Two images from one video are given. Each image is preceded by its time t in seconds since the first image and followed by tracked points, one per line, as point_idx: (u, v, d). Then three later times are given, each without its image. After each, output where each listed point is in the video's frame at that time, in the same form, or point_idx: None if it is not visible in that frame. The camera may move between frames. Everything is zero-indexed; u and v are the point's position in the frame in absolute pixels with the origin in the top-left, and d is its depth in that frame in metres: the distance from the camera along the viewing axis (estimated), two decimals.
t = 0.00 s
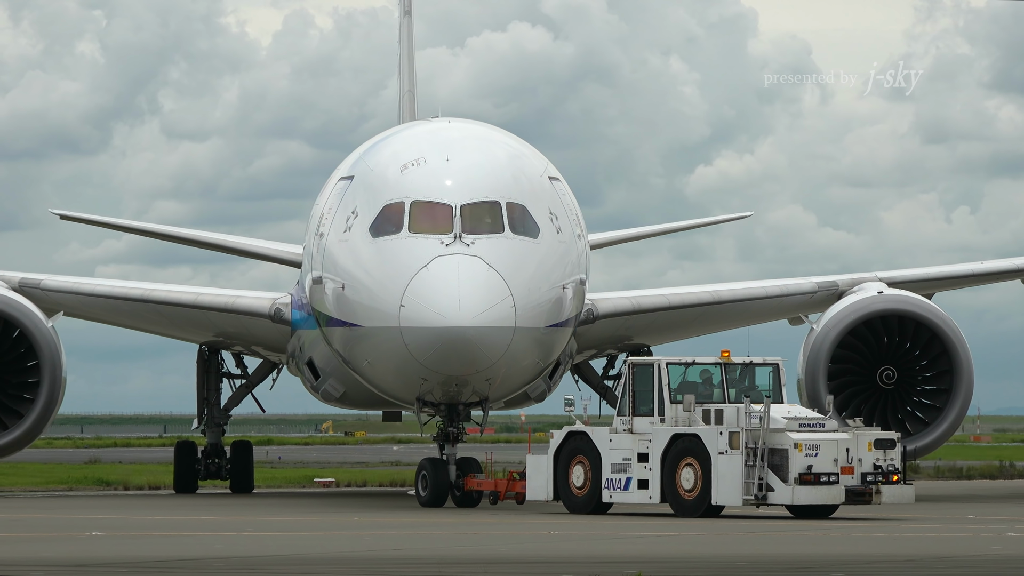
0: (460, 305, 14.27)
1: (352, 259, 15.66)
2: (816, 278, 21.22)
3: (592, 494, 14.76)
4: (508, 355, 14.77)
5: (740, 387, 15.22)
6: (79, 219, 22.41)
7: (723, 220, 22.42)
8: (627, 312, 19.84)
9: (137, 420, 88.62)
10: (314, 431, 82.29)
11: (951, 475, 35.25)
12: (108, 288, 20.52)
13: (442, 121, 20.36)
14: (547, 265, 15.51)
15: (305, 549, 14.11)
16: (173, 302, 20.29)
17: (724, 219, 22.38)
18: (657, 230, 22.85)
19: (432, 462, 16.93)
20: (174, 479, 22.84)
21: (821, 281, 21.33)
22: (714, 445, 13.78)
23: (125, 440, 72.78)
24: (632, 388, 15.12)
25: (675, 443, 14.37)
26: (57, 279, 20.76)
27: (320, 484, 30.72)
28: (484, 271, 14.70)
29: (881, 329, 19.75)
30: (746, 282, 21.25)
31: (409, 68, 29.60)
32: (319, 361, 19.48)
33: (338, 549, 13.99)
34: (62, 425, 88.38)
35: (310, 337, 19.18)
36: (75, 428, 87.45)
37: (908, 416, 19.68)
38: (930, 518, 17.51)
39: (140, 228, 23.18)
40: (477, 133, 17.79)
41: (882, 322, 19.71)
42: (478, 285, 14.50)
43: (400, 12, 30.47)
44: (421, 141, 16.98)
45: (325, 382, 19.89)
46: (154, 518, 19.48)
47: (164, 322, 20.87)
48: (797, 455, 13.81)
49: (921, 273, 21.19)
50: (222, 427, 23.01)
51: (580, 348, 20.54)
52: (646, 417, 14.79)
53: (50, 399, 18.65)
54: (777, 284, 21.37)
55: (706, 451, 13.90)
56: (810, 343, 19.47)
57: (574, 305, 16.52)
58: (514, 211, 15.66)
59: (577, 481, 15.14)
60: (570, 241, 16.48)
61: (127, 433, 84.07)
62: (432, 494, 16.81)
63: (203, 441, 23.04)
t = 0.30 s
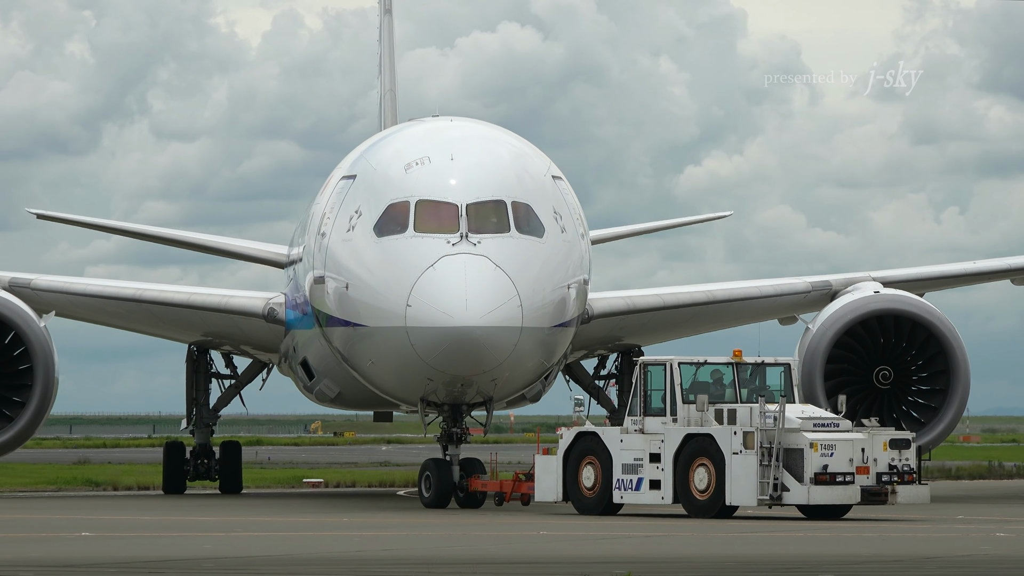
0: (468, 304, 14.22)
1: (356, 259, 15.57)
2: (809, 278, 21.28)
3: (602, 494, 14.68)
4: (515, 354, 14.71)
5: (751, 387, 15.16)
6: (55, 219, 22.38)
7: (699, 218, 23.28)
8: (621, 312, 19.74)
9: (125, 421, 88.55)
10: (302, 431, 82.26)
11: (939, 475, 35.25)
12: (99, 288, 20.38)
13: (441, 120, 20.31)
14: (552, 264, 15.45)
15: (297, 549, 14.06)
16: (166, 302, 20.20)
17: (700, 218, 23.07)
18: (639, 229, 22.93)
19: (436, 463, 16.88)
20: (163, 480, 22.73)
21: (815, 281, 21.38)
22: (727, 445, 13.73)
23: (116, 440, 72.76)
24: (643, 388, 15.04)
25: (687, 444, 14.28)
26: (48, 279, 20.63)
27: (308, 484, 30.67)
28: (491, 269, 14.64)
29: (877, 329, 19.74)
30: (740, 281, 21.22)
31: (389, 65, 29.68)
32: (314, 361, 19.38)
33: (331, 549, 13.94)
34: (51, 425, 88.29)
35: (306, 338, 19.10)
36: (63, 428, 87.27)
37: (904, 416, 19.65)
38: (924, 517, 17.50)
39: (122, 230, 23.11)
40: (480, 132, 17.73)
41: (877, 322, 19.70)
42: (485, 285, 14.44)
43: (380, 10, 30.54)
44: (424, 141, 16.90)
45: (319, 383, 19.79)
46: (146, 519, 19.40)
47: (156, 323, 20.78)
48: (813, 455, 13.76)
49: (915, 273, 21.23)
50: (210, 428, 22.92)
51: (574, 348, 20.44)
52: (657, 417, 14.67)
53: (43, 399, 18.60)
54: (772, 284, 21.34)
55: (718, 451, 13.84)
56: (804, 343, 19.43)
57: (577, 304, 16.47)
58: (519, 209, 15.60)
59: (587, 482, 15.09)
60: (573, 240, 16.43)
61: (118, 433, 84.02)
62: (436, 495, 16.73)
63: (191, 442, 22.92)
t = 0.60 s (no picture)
0: (478, 304, 14.17)
1: (362, 258, 15.49)
2: (804, 278, 21.32)
3: (616, 495, 14.55)
4: (524, 354, 14.66)
5: (766, 386, 15.08)
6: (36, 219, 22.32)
7: (678, 219, 23.89)
8: (619, 311, 19.66)
9: (118, 421, 88.48)
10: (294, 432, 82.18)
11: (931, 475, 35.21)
12: (93, 288, 20.29)
13: (444, 118, 20.24)
14: (560, 263, 15.39)
15: (294, 550, 14.01)
16: (161, 302, 20.10)
17: (678, 217, 23.57)
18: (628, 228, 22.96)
19: (443, 463, 16.82)
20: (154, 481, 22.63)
21: (811, 281, 21.40)
22: (744, 446, 13.68)
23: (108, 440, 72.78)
24: (659, 389, 14.97)
25: (703, 444, 14.23)
26: (41, 279, 20.54)
27: (300, 484, 30.62)
28: (500, 269, 14.58)
29: (875, 330, 19.72)
30: (736, 281, 21.20)
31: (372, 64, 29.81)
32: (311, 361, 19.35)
33: (328, 550, 13.89)
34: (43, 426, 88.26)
35: (304, 337, 19.01)
36: (56, 429, 87.15)
37: (902, 416, 19.61)
38: (922, 515, 17.48)
39: (110, 231, 23.06)
40: (485, 131, 17.66)
41: (876, 323, 19.67)
42: (496, 285, 14.39)
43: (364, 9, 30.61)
44: (429, 140, 16.81)
45: (317, 383, 19.68)
46: (139, 520, 19.30)
47: (149, 323, 20.68)
48: (831, 455, 13.68)
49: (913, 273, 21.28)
50: (201, 428, 22.83)
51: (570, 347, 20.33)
52: (672, 418, 14.65)
53: (38, 399, 18.60)
54: (768, 284, 21.33)
55: (735, 452, 13.79)
56: (804, 343, 19.36)
57: (583, 304, 16.41)
58: (527, 209, 15.54)
59: (599, 483, 14.95)
60: (580, 239, 16.38)
61: (110, 433, 83.97)
62: (443, 496, 16.66)
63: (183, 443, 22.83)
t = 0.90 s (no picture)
0: (489, 304, 14.12)
1: (369, 258, 15.42)
2: (802, 278, 21.26)
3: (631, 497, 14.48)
4: (535, 355, 14.60)
5: (781, 386, 15.03)
6: (26, 220, 22.22)
7: (664, 218, 23.86)
8: (618, 312, 19.57)
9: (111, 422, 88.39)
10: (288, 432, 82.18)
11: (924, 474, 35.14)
12: (87, 288, 20.19)
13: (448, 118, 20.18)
14: (570, 264, 15.34)
15: (292, 550, 13.97)
16: (156, 302, 20.01)
17: (663, 216, 23.57)
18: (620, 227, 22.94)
19: (450, 464, 16.77)
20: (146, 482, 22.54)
21: (808, 282, 21.33)
22: (762, 447, 13.65)
23: (99, 441, 72.77)
24: (674, 389, 14.90)
25: (720, 445, 14.18)
26: (35, 279, 20.46)
27: (293, 485, 30.57)
28: (511, 270, 14.52)
29: (875, 331, 19.68)
30: (733, 281, 21.13)
31: (356, 62, 29.80)
32: (308, 361, 19.31)
33: (326, 550, 13.86)
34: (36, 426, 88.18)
35: (301, 336, 18.98)
36: (48, 429, 87.09)
37: (903, 417, 19.55)
38: (920, 514, 17.49)
39: (102, 232, 22.99)
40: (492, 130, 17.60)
41: (876, 324, 19.63)
42: (507, 285, 14.34)
43: (348, 8, 30.59)
44: (435, 139, 16.73)
45: (315, 383, 19.54)
46: (135, 520, 19.24)
47: (144, 323, 20.60)
48: (852, 456, 13.64)
49: (910, 273, 21.29)
50: (194, 429, 22.77)
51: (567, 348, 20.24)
52: (688, 419, 14.63)
53: (35, 398, 18.52)
54: (766, 284, 21.29)
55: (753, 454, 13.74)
56: (804, 344, 19.31)
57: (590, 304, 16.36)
58: (536, 208, 15.48)
59: (613, 485, 14.87)
60: (587, 239, 16.33)
61: (102, 434, 83.96)
62: (449, 497, 16.60)
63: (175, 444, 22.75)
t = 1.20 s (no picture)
0: (501, 304, 14.07)
1: (377, 258, 15.33)
2: (799, 278, 21.19)
3: (645, 496, 14.36)
4: (546, 355, 14.54)
5: (795, 387, 14.96)
6: (15, 220, 22.07)
7: (651, 218, 23.82)
8: (616, 312, 19.47)
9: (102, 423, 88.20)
10: (279, 433, 82.01)
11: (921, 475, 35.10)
12: (81, 288, 20.06)
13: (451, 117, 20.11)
14: (579, 264, 15.27)
15: (292, 550, 13.89)
16: (151, 302, 19.88)
17: (648, 217, 23.62)
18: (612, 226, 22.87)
19: (457, 466, 16.67)
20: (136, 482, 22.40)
21: (806, 281, 21.26)
22: (782, 448, 13.60)
23: (88, 442, 72.76)
24: (690, 390, 14.88)
25: (737, 446, 14.14)
26: (29, 279, 20.33)
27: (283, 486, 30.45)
28: (522, 270, 14.46)
29: (875, 330, 19.62)
30: (731, 280, 21.05)
31: (340, 61, 29.76)
32: (306, 362, 19.27)
33: (325, 550, 13.79)
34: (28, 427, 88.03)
35: (299, 335, 19.02)
36: (40, 430, 86.86)
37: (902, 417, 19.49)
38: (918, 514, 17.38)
39: (88, 233, 22.86)
40: (497, 130, 17.52)
41: (876, 323, 19.57)
42: (518, 285, 14.29)
43: (332, 7, 30.54)
44: (441, 138, 16.65)
45: (312, 384, 19.51)
46: (130, 521, 19.16)
47: (138, 324, 20.47)
48: (872, 457, 13.61)
49: (906, 273, 21.27)
50: (185, 430, 22.68)
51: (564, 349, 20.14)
52: (705, 420, 14.57)
53: (30, 399, 18.43)
54: (763, 284, 21.23)
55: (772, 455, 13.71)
56: (804, 343, 19.25)
57: (597, 305, 16.30)
58: (546, 208, 15.41)
59: (627, 486, 14.78)
60: (596, 240, 16.27)
61: (92, 434, 83.94)
62: (457, 498, 16.52)
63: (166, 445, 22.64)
